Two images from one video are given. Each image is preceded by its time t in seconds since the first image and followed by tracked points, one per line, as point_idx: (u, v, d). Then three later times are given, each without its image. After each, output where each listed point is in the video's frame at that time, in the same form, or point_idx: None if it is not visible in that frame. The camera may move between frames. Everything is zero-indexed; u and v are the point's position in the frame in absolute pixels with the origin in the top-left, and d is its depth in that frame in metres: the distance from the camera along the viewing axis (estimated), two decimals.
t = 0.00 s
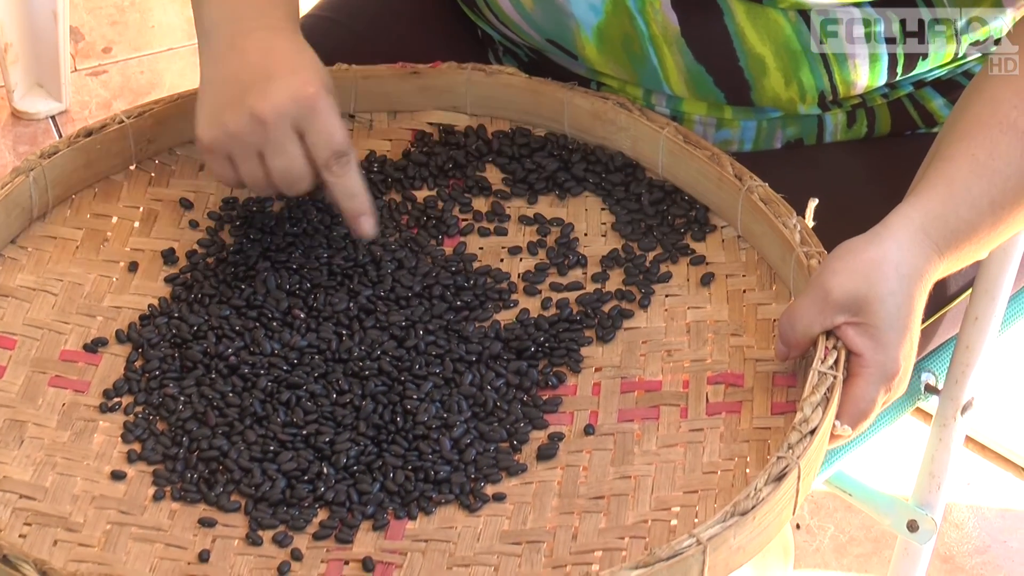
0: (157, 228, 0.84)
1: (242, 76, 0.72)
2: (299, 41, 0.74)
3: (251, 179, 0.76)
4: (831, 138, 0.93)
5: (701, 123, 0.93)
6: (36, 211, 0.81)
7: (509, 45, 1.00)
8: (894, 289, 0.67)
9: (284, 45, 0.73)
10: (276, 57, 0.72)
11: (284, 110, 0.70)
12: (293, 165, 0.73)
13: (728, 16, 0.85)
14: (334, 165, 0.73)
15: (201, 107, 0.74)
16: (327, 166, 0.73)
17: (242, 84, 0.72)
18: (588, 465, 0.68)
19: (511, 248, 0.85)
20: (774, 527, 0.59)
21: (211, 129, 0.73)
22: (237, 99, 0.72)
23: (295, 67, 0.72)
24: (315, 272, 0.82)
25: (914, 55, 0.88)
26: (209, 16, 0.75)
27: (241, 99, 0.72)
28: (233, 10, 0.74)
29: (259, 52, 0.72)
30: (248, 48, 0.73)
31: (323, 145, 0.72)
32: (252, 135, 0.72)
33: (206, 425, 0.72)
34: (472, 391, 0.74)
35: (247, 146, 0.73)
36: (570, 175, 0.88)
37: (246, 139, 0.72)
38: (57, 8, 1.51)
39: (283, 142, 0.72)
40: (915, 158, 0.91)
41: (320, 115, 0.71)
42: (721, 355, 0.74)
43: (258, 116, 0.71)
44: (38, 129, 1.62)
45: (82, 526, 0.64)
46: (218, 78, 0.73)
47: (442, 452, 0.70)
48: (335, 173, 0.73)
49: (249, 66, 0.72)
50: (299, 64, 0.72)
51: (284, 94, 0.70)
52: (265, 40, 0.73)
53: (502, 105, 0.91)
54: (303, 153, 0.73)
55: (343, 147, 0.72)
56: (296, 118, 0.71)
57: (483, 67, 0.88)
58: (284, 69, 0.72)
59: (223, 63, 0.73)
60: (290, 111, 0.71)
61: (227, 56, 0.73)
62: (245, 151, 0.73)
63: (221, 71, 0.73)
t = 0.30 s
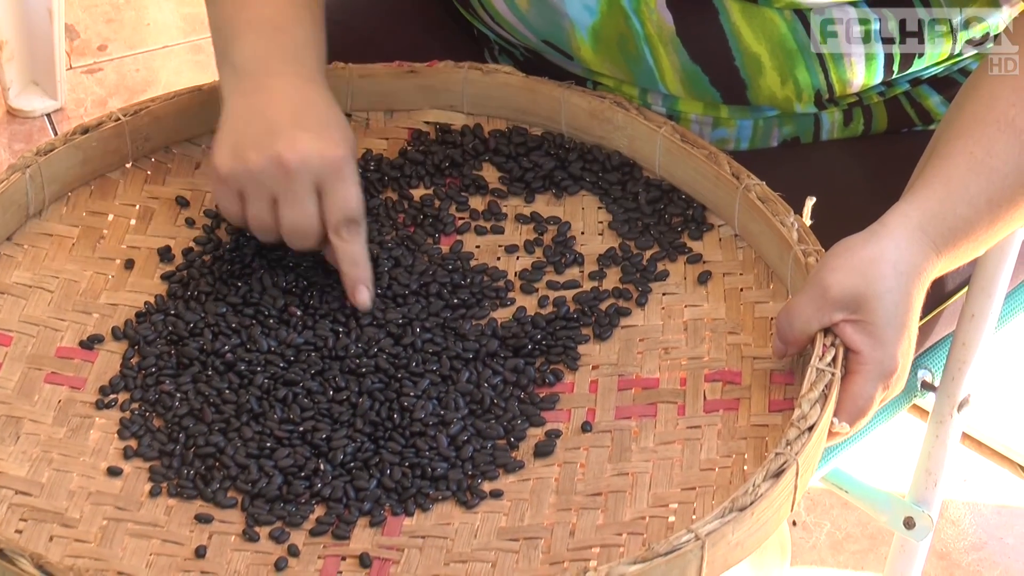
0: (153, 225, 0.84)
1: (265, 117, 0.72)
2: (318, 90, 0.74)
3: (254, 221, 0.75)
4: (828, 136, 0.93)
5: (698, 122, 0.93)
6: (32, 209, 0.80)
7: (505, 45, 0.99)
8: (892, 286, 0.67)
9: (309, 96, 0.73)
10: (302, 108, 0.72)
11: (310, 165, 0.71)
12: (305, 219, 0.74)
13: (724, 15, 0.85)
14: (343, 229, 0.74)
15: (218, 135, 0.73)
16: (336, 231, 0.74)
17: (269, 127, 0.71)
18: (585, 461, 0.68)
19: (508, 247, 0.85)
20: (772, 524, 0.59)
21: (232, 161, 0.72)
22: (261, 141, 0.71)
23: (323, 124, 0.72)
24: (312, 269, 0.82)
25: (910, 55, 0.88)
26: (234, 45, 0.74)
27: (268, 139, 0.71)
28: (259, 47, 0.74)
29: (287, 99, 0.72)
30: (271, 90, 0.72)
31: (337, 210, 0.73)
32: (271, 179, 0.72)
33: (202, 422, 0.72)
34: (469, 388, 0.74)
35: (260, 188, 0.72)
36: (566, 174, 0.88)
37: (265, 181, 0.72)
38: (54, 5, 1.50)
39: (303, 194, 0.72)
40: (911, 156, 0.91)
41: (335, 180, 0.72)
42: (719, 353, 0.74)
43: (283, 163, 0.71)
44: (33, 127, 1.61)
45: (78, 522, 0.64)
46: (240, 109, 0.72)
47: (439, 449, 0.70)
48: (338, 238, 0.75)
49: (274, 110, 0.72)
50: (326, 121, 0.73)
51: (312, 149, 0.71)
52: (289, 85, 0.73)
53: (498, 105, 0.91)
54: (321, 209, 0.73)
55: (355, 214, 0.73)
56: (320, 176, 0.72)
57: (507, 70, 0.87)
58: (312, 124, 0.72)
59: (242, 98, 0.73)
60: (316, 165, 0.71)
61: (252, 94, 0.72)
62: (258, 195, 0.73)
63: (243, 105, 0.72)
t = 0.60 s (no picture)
0: (148, 225, 0.83)
1: (334, 129, 0.67)
2: (376, 73, 0.69)
3: (359, 233, 0.71)
4: (823, 134, 0.93)
5: (693, 121, 0.93)
6: (26, 209, 0.80)
7: (501, 46, 0.99)
8: (886, 282, 0.68)
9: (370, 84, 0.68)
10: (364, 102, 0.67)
11: (387, 164, 0.66)
12: (403, 219, 0.69)
13: (720, 17, 0.84)
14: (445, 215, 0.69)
15: (297, 167, 0.69)
16: (435, 223, 0.70)
17: (340, 136, 0.67)
18: (580, 459, 0.68)
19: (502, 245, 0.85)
20: (767, 520, 0.59)
21: (318, 189, 0.68)
22: (337, 156, 0.67)
23: (388, 113, 0.67)
24: (306, 270, 0.82)
25: (905, 55, 0.89)
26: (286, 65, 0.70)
27: (342, 153, 0.67)
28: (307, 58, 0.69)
29: (348, 98, 0.67)
30: (337, 95, 0.68)
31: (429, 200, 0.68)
32: (355, 190, 0.68)
33: (198, 421, 0.72)
34: (463, 387, 0.74)
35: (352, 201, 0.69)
36: (561, 171, 0.88)
37: (354, 197, 0.68)
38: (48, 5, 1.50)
39: (391, 195, 0.68)
40: (906, 153, 0.91)
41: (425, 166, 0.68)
42: (714, 350, 0.74)
43: (365, 174, 0.66)
44: (28, 127, 1.61)
45: (74, 521, 0.64)
46: (311, 127, 0.68)
47: (434, 447, 0.70)
48: (440, 224, 0.70)
49: (339, 115, 0.67)
50: (393, 109, 0.67)
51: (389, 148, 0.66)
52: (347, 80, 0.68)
53: (493, 103, 0.91)
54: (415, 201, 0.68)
55: (447, 199, 0.68)
56: (402, 170, 0.67)
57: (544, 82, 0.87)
58: (380, 117, 0.67)
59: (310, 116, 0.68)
60: (398, 164, 0.67)
61: (318, 107, 0.68)
62: (353, 210, 0.69)
63: (313, 120, 0.68)
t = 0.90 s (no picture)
0: (146, 224, 0.83)
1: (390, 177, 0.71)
2: (428, 123, 0.74)
3: (396, 277, 0.76)
4: (822, 133, 0.93)
5: (693, 120, 0.93)
6: (25, 209, 0.80)
7: (499, 44, 0.99)
8: (885, 280, 0.68)
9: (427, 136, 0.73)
10: (419, 156, 0.72)
11: (441, 219, 0.71)
12: (445, 273, 0.74)
13: (724, 16, 0.84)
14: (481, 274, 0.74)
15: (343, 204, 0.73)
16: (474, 278, 0.74)
17: (397, 186, 0.71)
18: (580, 458, 0.68)
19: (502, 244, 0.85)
20: (768, 518, 0.59)
21: (363, 230, 0.72)
22: (389, 204, 0.71)
23: (446, 170, 0.72)
24: (303, 270, 0.82)
25: (905, 55, 0.89)
26: (334, 97, 0.73)
27: (397, 203, 0.71)
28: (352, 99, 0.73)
29: (409, 150, 0.72)
30: (389, 145, 0.72)
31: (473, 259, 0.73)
32: (404, 238, 0.72)
33: (197, 421, 0.72)
34: (463, 385, 0.74)
35: (398, 248, 0.73)
36: (559, 169, 0.88)
37: (401, 245, 0.72)
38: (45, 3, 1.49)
39: (439, 247, 0.72)
40: (905, 151, 0.91)
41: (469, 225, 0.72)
42: (713, 347, 0.74)
43: (417, 226, 0.71)
44: (25, 125, 1.61)
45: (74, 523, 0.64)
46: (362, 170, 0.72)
47: (434, 446, 0.70)
48: (477, 282, 0.75)
49: (396, 165, 0.71)
50: (449, 165, 0.72)
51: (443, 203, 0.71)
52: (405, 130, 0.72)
53: (492, 101, 0.91)
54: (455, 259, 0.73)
55: (490, 261, 0.73)
56: (454, 226, 0.71)
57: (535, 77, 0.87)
58: (439, 172, 0.71)
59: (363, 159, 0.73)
60: (451, 221, 0.71)
61: (373, 152, 0.72)
62: (396, 255, 0.74)
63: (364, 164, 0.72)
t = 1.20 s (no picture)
0: (146, 223, 0.84)
1: (408, 181, 0.72)
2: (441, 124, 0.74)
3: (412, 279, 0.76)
4: (821, 132, 0.93)
5: (692, 119, 0.93)
6: (26, 207, 0.80)
7: (498, 42, 0.99)
8: (884, 278, 0.68)
9: (444, 141, 0.73)
10: (438, 159, 0.72)
11: (459, 224, 0.71)
12: (458, 277, 0.74)
13: (724, 15, 0.84)
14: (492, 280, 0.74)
15: (360, 208, 0.73)
16: (488, 281, 0.74)
17: (414, 191, 0.71)
18: (579, 455, 0.69)
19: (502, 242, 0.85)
20: (765, 516, 0.59)
21: (385, 236, 0.73)
22: (406, 208, 0.71)
23: (460, 175, 0.72)
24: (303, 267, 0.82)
25: (905, 55, 0.89)
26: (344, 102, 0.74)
27: (415, 207, 0.71)
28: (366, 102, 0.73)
29: (424, 155, 0.72)
30: (406, 153, 0.72)
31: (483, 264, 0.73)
32: (421, 242, 0.72)
33: (197, 419, 0.72)
34: (462, 383, 0.74)
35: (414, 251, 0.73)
36: (559, 167, 0.88)
37: (418, 249, 0.72)
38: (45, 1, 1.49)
39: (454, 251, 0.72)
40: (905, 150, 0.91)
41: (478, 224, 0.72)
42: (712, 345, 0.74)
43: (433, 230, 0.71)
44: (24, 124, 1.61)
45: (73, 520, 0.64)
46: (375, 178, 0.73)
47: (433, 444, 0.71)
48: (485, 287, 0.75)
49: (414, 168, 0.72)
50: (464, 170, 0.72)
51: (457, 207, 0.71)
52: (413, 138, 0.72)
53: (491, 101, 0.91)
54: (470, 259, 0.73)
55: (500, 268, 0.73)
56: (471, 231, 0.71)
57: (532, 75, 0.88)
58: (451, 179, 0.72)
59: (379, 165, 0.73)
60: (467, 225, 0.71)
61: (387, 158, 0.72)
62: (412, 259, 0.74)
63: (380, 169, 0.72)
